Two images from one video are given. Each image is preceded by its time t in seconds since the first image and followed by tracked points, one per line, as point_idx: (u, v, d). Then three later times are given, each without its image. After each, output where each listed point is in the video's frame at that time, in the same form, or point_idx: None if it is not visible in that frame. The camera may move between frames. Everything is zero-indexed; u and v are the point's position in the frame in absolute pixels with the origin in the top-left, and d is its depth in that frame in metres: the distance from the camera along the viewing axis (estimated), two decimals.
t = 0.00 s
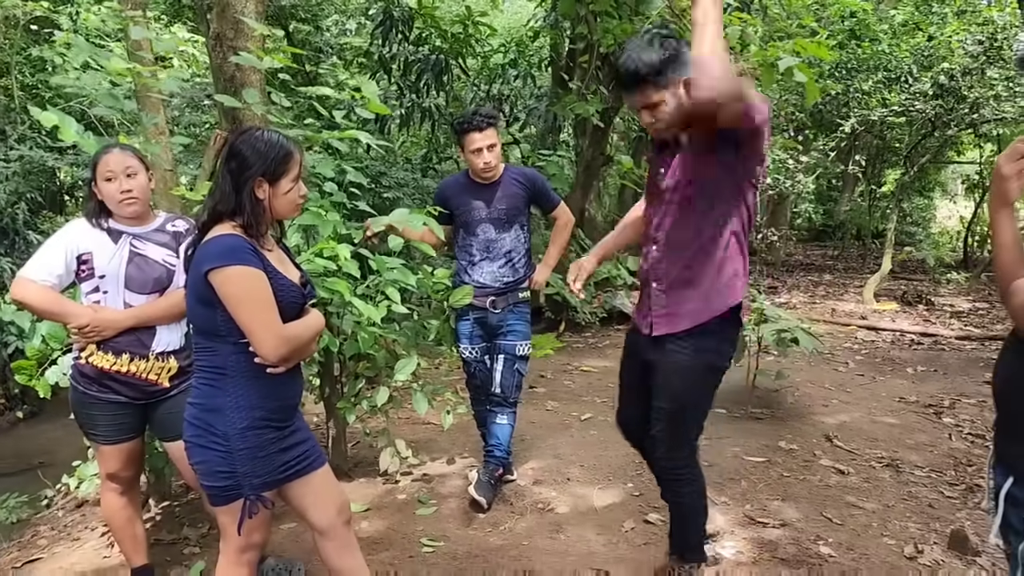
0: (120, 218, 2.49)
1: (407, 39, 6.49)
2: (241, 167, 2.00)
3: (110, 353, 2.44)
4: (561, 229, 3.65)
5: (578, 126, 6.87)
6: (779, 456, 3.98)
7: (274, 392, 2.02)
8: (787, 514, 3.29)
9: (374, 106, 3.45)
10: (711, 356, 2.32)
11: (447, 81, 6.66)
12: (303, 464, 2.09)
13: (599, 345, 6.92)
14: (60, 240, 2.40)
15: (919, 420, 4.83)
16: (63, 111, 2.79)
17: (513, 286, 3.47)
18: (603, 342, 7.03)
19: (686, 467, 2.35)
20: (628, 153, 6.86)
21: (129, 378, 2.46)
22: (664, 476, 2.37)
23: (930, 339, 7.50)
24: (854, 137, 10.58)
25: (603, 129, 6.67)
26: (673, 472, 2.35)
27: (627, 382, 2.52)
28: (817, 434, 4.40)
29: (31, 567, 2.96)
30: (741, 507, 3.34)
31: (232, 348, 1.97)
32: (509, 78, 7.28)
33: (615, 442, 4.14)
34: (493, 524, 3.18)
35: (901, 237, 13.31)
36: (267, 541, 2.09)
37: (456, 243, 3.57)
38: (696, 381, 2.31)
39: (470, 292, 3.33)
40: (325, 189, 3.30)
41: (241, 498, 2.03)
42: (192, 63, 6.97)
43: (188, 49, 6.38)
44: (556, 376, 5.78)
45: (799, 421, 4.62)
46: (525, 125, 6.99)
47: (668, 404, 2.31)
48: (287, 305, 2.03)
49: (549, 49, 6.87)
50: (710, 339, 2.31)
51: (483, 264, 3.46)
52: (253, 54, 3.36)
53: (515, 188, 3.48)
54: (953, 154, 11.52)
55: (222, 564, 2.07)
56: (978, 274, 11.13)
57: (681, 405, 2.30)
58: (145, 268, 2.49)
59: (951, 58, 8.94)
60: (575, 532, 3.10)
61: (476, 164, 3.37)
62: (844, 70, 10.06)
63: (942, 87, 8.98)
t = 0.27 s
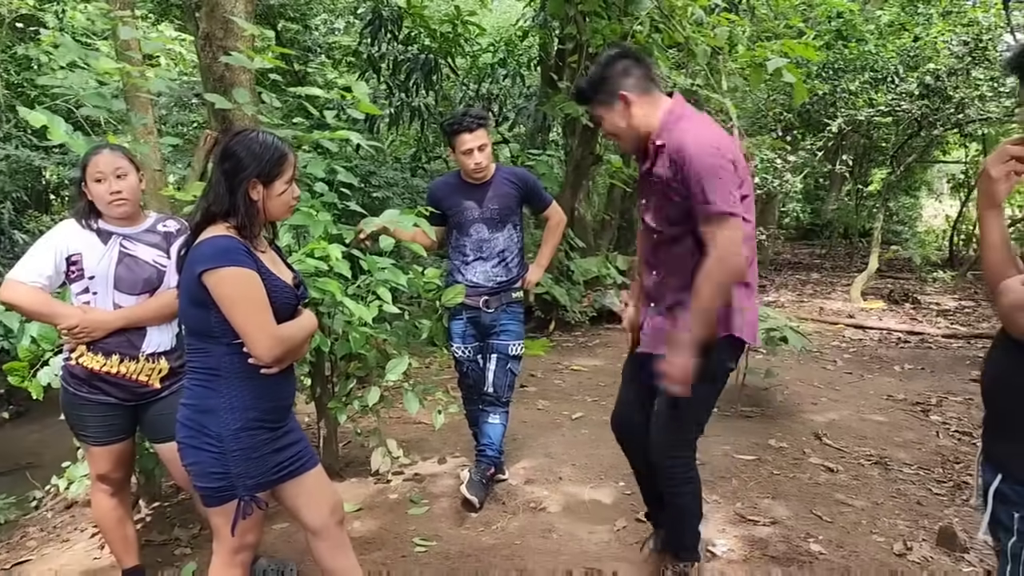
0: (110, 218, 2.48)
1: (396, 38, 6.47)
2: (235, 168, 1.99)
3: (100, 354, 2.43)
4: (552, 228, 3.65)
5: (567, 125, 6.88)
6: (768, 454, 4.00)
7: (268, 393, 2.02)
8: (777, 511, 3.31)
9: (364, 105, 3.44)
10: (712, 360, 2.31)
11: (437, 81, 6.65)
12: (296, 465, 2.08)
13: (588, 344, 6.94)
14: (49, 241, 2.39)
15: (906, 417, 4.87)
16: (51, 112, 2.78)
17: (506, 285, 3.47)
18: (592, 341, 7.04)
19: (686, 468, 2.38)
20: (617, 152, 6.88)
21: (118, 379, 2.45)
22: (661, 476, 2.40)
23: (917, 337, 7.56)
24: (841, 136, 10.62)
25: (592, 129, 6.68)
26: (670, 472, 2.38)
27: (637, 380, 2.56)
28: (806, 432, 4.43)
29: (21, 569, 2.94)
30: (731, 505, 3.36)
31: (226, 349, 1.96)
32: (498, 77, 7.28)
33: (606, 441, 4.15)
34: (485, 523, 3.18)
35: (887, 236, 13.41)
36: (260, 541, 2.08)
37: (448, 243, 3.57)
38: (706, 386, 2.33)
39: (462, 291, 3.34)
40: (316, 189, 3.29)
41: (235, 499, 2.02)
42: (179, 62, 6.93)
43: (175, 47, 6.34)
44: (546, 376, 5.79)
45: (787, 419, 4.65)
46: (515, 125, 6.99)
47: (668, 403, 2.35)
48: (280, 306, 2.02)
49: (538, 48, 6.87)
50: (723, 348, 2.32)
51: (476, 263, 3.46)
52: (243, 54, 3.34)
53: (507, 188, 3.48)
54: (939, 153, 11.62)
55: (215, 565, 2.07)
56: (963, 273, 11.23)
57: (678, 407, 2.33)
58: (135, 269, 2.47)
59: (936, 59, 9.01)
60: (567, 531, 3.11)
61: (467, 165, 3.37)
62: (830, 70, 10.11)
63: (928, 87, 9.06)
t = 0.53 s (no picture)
0: (108, 213, 2.45)
1: (389, 37, 6.44)
2: (238, 161, 1.97)
3: (96, 351, 2.40)
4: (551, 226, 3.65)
5: (561, 125, 6.87)
6: (765, 453, 4.00)
7: (268, 388, 2.00)
8: (775, 508, 3.31)
9: (361, 102, 3.42)
10: (726, 349, 2.38)
11: (430, 80, 6.63)
12: (297, 461, 2.06)
13: (582, 343, 6.94)
14: (46, 236, 2.37)
15: (900, 416, 4.89)
16: (47, 107, 2.75)
17: (506, 283, 3.46)
18: (586, 341, 7.04)
19: (708, 456, 2.44)
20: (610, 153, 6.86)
21: (115, 376, 2.42)
22: (684, 463, 2.46)
23: (909, 336, 7.60)
24: (832, 137, 10.65)
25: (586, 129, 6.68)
26: (694, 458, 2.44)
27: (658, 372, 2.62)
28: (802, 430, 4.43)
29: (14, 570, 2.91)
30: (729, 503, 3.36)
31: (227, 344, 1.95)
32: (492, 77, 7.26)
33: (602, 440, 4.15)
34: (483, 522, 3.17)
35: (877, 237, 13.47)
36: (261, 539, 2.06)
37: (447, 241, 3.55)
38: (718, 377, 2.38)
39: (460, 289, 3.34)
40: (313, 186, 3.26)
41: (236, 496, 2.00)
42: (170, 60, 6.87)
43: (166, 46, 6.28)
44: (541, 375, 5.78)
45: (783, 417, 4.65)
46: (509, 124, 6.98)
47: (688, 392, 2.41)
48: (281, 301, 2.01)
49: (532, 48, 6.85)
50: (735, 337, 2.39)
51: (475, 261, 3.45)
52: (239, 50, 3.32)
53: (507, 185, 3.47)
54: (929, 154, 11.68)
55: (215, 563, 2.04)
56: (954, 273, 11.29)
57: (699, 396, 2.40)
58: (132, 265, 2.45)
59: (928, 59, 9.07)
60: (566, 529, 3.10)
61: (467, 162, 3.36)
62: (822, 70, 10.14)
63: (919, 87, 9.13)
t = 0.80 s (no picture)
0: (111, 211, 2.44)
1: (386, 35, 6.42)
2: (241, 159, 1.96)
3: (96, 351, 2.39)
4: (551, 224, 3.64)
5: (558, 124, 6.86)
6: (764, 451, 4.00)
7: (270, 386, 1.99)
8: (775, 506, 3.31)
9: (360, 100, 3.40)
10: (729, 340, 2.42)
11: (427, 79, 6.61)
12: (299, 460, 2.05)
13: (580, 342, 6.93)
14: (45, 235, 2.35)
15: (898, 414, 4.90)
16: (45, 105, 2.73)
17: (506, 280, 3.45)
18: (584, 339, 7.03)
19: (711, 450, 2.42)
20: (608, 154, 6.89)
21: (115, 376, 2.41)
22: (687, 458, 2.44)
23: (905, 335, 7.61)
24: (828, 136, 10.66)
25: (583, 127, 6.67)
26: (698, 452, 2.42)
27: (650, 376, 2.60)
28: (800, 428, 4.43)
29: (11, 570, 2.89)
30: (729, 501, 3.35)
31: (229, 342, 1.93)
32: (488, 76, 7.25)
33: (601, 438, 4.14)
34: (484, 520, 3.16)
35: (872, 236, 13.50)
36: (264, 537, 2.05)
37: (447, 239, 3.54)
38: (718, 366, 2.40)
39: (458, 288, 3.33)
40: (312, 184, 3.25)
41: (239, 494, 1.99)
42: (165, 58, 6.83)
43: (161, 44, 6.25)
44: (538, 374, 5.77)
45: (781, 416, 4.65)
46: (505, 123, 6.96)
47: (693, 386, 2.42)
48: (284, 298, 2.00)
49: (529, 46, 6.83)
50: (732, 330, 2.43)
51: (476, 259, 3.44)
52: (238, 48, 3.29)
53: (508, 183, 3.46)
54: (924, 153, 11.70)
55: (218, 562, 2.03)
56: (949, 272, 11.32)
57: (705, 388, 2.41)
58: (133, 263, 2.43)
59: (923, 58, 9.08)
60: (567, 527, 3.09)
61: (469, 160, 3.35)
62: (818, 69, 10.14)
63: (915, 86, 9.15)
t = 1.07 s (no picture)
0: (106, 210, 2.43)
1: (384, 34, 6.39)
2: (240, 158, 1.95)
3: (95, 351, 2.38)
4: (549, 223, 3.63)
5: (557, 123, 6.85)
6: (763, 450, 4.00)
7: (270, 386, 1.99)
8: (774, 506, 3.31)
9: (359, 99, 3.39)
10: (711, 339, 2.44)
11: (426, 78, 6.59)
12: (298, 460, 2.05)
13: (578, 341, 6.92)
14: (42, 234, 2.34)
15: (897, 413, 4.90)
16: (42, 104, 2.72)
17: (506, 280, 3.45)
18: (582, 339, 7.03)
19: (684, 445, 2.43)
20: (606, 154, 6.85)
21: (114, 376, 2.40)
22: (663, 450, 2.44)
23: (904, 334, 7.61)
24: (826, 135, 10.66)
25: (582, 126, 6.66)
26: (669, 449, 2.43)
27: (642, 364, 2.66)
28: (799, 427, 4.43)
29: (9, 570, 2.88)
30: (728, 500, 3.35)
31: (229, 342, 1.93)
32: (487, 75, 7.23)
33: (600, 437, 4.14)
34: (482, 520, 3.16)
35: (871, 234, 13.50)
36: (264, 537, 2.04)
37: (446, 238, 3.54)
38: (703, 365, 2.43)
39: (457, 287, 3.33)
40: (311, 183, 3.24)
41: (238, 494, 1.98)
42: (162, 58, 6.81)
43: (158, 44, 6.22)
44: (537, 373, 5.77)
45: (780, 415, 4.65)
46: (504, 122, 6.94)
47: (671, 379, 2.45)
48: (284, 298, 1.99)
49: (527, 45, 6.82)
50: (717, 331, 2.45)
51: (475, 258, 3.44)
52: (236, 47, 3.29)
53: (508, 182, 3.46)
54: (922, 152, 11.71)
55: (216, 562, 2.02)
56: (947, 271, 11.33)
57: (681, 382, 2.44)
58: (131, 263, 2.43)
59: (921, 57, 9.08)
60: (566, 527, 3.09)
61: (469, 160, 3.35)
62: (816, 68, 10.13)
63: (913, 85, 9.15)
